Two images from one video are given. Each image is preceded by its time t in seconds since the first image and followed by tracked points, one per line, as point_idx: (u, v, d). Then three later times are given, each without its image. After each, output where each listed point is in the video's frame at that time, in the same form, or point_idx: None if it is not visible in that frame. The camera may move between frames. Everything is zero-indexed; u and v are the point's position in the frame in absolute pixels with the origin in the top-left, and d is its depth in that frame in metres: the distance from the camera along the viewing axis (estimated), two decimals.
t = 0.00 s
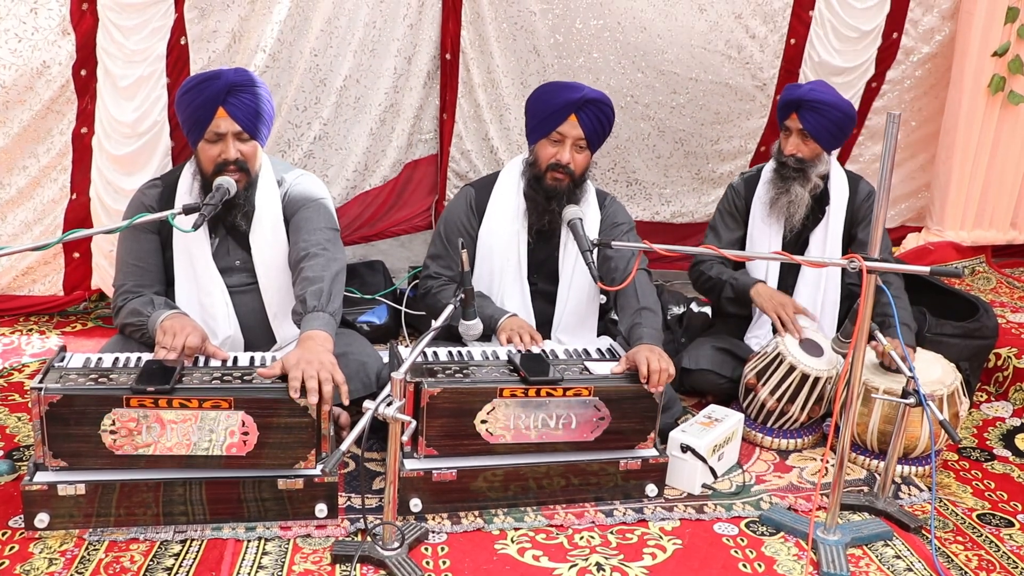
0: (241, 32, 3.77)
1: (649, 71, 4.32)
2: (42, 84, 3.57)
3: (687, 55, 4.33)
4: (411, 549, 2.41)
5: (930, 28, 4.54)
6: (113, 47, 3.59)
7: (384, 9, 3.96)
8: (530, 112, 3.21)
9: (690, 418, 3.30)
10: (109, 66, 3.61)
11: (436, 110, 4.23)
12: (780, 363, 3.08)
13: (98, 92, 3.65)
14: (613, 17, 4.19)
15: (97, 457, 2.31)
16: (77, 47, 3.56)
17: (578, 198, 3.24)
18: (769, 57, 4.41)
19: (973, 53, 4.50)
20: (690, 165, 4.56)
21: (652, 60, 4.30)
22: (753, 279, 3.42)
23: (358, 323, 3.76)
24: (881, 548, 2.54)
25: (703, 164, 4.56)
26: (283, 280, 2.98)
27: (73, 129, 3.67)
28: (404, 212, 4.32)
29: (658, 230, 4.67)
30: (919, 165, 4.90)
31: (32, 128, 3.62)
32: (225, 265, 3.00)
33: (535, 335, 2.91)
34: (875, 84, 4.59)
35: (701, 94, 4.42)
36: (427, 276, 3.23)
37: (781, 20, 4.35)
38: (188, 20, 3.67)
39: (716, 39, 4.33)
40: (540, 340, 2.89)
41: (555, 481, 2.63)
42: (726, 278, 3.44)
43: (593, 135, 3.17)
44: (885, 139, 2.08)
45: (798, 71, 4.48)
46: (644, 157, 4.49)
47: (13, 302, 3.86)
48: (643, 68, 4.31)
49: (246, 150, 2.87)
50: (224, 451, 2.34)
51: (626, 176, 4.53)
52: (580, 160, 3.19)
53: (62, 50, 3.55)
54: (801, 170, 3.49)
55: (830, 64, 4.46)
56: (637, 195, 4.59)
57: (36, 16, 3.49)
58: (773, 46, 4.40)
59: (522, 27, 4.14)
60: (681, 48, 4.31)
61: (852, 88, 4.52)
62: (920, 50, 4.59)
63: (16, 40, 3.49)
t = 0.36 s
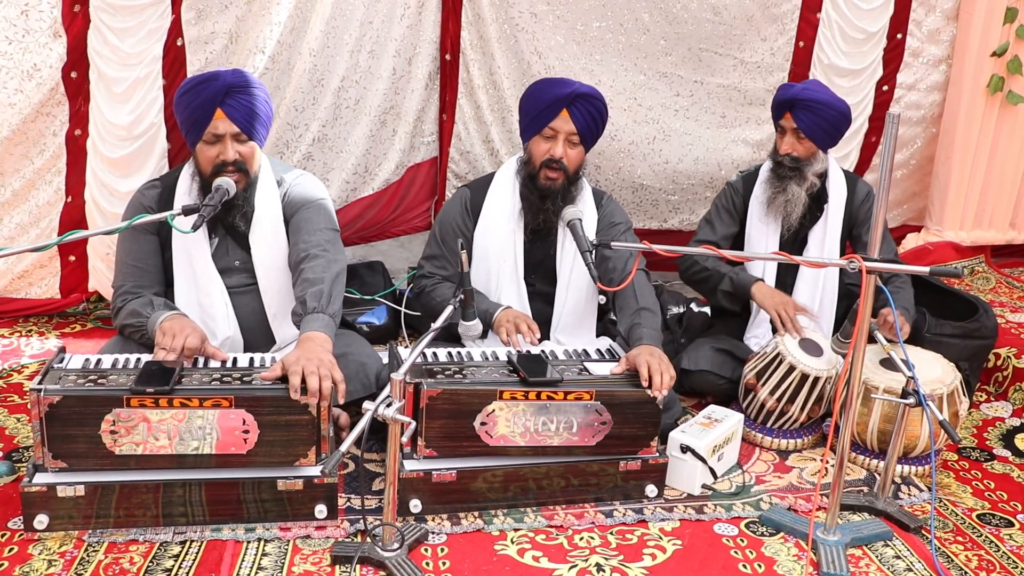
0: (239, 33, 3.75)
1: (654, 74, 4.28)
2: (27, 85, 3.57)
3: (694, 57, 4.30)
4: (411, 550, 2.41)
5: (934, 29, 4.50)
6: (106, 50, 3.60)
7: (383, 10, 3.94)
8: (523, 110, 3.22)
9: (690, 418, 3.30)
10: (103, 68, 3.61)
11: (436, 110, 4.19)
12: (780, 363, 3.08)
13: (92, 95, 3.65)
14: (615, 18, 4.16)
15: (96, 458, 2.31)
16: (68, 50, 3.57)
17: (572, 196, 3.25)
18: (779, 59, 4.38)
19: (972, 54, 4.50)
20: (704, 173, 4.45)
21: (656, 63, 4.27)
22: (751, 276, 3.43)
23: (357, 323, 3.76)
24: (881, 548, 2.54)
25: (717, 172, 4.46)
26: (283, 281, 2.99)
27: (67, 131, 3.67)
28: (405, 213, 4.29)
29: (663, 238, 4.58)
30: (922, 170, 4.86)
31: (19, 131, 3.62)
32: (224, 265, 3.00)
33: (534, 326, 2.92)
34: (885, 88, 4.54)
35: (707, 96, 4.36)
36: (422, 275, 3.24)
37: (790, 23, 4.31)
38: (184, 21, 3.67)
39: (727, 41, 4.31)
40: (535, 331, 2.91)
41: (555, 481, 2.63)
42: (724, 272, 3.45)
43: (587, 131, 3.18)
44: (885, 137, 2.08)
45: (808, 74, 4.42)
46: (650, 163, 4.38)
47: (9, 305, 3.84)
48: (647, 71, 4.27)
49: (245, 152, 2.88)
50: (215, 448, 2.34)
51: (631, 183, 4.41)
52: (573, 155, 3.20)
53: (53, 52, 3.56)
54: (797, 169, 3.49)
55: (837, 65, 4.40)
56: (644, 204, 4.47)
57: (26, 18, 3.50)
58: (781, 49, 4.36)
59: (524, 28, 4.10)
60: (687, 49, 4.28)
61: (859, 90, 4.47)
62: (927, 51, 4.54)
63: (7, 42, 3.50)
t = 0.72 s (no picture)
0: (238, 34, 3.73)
1: (661, 75, 4.23)
2: (18, 87, 3.57)
3: (701, 59, 4.25)
4: (411, 549, 2.41)
5: (938, 28, 4.46)
6: (101, 52, 3.60)
7: (383, 11, 3.94)
8: (521, 108, 3.22)
9: (689, 418, 3.30)
10: (98, 70, 3.60)
11: (436, 111, 4.20)
12: (780, 362, 3.08)
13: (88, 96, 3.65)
14: (621, 18, 4.13)
15: (96, 458, 2.31)
16: (58, 51, 3.58)
17: (570, 196, 3.25)
18: (788, 62, 4.34)
19: (972, 53, 4.48)
20: (712, 177, 4.44)
21: (665, 64, 4.22)
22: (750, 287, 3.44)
23: (357, 323, 3.76)
24: (881, 547, 2.54)
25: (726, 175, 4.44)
26: (283, 282, 2.99)
27: (63, 133, 3.68)
28: (404, 213, 4.28)
29: (664, 240, 4.56)
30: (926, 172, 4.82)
31: (12, 133, 3.62)
32: (224, 266, 3.00)
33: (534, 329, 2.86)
34: (891, 89, 4.51)
35: (718, 100, 4.31)
36: (426, 279, 3.22)
37: (802, 24, 4.28)
38: (182, 21, 3.66)
39: (737, 43, 4.27)
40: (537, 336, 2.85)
41: (555, 481, 2.63)
42: (722, 281, 3.45)
43: (583, 131, 3.19)
44: (885, 136, 2.08)
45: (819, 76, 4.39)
46: (659, 167, 4.38)
47: (4, 308, 3.82)
48: (655, 72, 4.22)
49: (244, 151, 2.87)
50: (217, 449, 2.34)
51: (638, 187, 4.39)
52: (570, 155, 3.20)
53: (42, 53, 3.57)
54: (798, 167, 3.49)
55: (847, 68, 4.38)
56: (652, 209, 4.45)
57: (9, 20, 3.49)
58: (793, 50, 4.32)
59: (523, 28, 4.08)
60: (695, 51, 4.23)
61: (867, 93, 4.44)
62: (930, 51, 4.51)
63: None
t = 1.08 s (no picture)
0: (238, 33, 3.71)
1: (669, 74, 4.20)
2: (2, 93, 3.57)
3: (716, 59, 4.23)
4: (411, 548, 2.41)
5: (945, 26, 4.45)
6: (91, 51, 3.58)
7: (384, 10, 3.91)
8: (523, 109, 3.22)
9: (689, 417, 3.30)
10: (89, 71, 3.59)
11: (436, 110, 4.18)
12: (780, 362, 3.07)
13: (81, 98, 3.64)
14: (629, 17, 4.10)
15: (97, 458, 2.31)
16: (39, 53, 3.55)
17: (571, 196, 3.25)
18: (810, 62, 4.33)
19: (972, 52, 4.48)
20: (720, 177, 4.45)
21: (674, 62, 4.19)
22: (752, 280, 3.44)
23: (357, 323, 3.76)
24: (881, 547, 2.54)
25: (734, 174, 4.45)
26: (283, 281, 2.99)
27: (56, 135, 3.68)
28: (405, 212, 4.27)
29: (665, 239, 4.59)
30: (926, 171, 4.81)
31: None
32: (224, 265, 3.00)
33: (537, 334, 2.85)
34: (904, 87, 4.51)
35: (731, 100, 4.31)
36: (428, 279, 3.21)
37: (825, 24, 4.27)
38: (177, 20, 3.64)
39: (755, 44, 4.24)
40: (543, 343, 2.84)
41: (555, 480, 2.63)
42: (726, 278, 3.44)
43: (585, 131, 3.18)
44: (885, 136, 2.08)
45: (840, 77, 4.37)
46: (668, 168, 4.36)
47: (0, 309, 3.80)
48: (662, 70, 4.19)
49: (243, 150, 2.88)
50: (222, 451, 2.34)
51: (645, 187, 4.38)
52: (571, 155, 3.19)
53: (20, 53, 3.54)
54: (801, 168, 3.49)
55: (873, 68, 4.38)
56: (659, 208, 4.46)
57: None
58: (814, 51, 4.31)
59: (533, 27, 4.03)
60: (708, 51, 4.21)
61: (885, 93, 4.46)
62: (937, 49, 4.50)
63: None
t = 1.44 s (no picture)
0: (236, 31, 3.70)
1: (671, 70, 4.20)
2: None
3: (716, 54, 4.22)
4: (412, 546, 2.41)
5: (945, 21, 4.44)
6: (75, 47, 3.57)
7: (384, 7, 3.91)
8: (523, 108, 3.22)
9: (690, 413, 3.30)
10: (75, 67, 3.58)
11: (436, 107, 4.18)
12: (780, 358, 3.07)
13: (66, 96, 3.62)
14: (629, 13, 4.09)
15: (98, 455, 2.31)
16: (21, 50, 3.53)
17: (573, 193, 3.25)
18: (810, 58, 4.31)
19: (973, 47, 4.48)
20: (722, 173, 4.44)
21: (675, 58, 4.18)
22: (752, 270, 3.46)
23: (357, 320, 3.76)
24: (882, 543, 2.54)
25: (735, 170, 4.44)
26: (283, 278, 2.99)
27: (39, 135, 3.67)
28: (404, 209, 4.27)
29: (667, 236, 4.59)
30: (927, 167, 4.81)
31: None
32: (224, 263, 3.00)
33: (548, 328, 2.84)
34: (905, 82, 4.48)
35: (732, 96, 4.31)
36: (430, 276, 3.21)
37: (825, 19, 4.25)
38: (171, 17, 3.63)
39: (755, 39, 4.24)
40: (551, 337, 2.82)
41: (555, 477, 2.63)
42: (726, 266, 3.47)
43: (585, 130, 3.18)
44: (885, 132, 2.08)
45: (839, 72, 4.36)
46: (669, 164, 4.35)
47: None
48: (663, 66, 4.18)
49: (243, 148, 2.88)
50: (214, 444, 2.34)
51: (646, 184, 4.37)
52: (571, 154, 3.18)
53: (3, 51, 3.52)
54: (798, 163, 3.49)
55: (874, 63, 4.37)
56: (660, 204, 4.45)
57: None
58: (814, 46, 4.30)
59: (534, 24, 4.03)
60: (708, 47, 4.20)
61: (888, 88, 4.45)
62: (938, 44, 4.49)
63: None
